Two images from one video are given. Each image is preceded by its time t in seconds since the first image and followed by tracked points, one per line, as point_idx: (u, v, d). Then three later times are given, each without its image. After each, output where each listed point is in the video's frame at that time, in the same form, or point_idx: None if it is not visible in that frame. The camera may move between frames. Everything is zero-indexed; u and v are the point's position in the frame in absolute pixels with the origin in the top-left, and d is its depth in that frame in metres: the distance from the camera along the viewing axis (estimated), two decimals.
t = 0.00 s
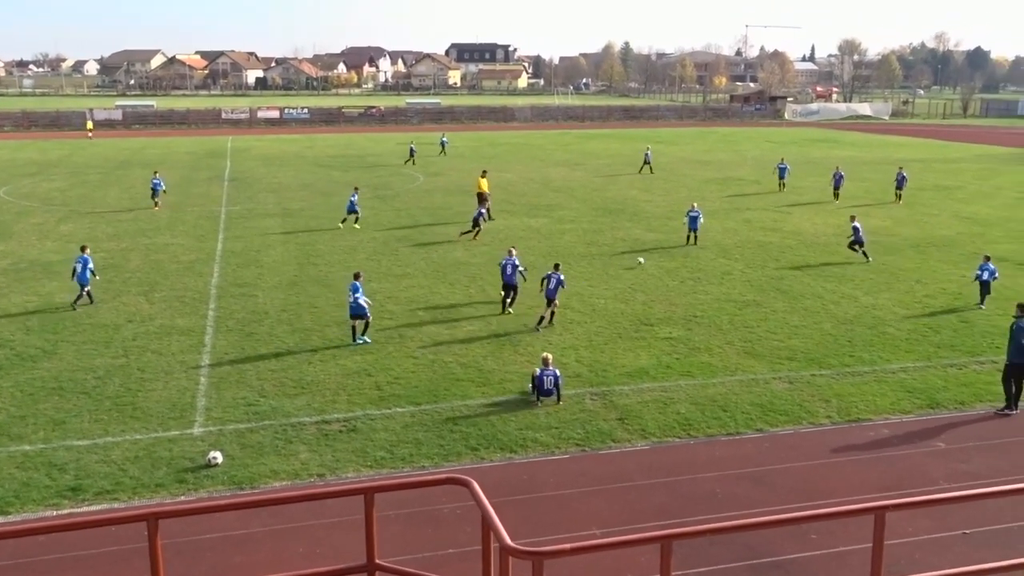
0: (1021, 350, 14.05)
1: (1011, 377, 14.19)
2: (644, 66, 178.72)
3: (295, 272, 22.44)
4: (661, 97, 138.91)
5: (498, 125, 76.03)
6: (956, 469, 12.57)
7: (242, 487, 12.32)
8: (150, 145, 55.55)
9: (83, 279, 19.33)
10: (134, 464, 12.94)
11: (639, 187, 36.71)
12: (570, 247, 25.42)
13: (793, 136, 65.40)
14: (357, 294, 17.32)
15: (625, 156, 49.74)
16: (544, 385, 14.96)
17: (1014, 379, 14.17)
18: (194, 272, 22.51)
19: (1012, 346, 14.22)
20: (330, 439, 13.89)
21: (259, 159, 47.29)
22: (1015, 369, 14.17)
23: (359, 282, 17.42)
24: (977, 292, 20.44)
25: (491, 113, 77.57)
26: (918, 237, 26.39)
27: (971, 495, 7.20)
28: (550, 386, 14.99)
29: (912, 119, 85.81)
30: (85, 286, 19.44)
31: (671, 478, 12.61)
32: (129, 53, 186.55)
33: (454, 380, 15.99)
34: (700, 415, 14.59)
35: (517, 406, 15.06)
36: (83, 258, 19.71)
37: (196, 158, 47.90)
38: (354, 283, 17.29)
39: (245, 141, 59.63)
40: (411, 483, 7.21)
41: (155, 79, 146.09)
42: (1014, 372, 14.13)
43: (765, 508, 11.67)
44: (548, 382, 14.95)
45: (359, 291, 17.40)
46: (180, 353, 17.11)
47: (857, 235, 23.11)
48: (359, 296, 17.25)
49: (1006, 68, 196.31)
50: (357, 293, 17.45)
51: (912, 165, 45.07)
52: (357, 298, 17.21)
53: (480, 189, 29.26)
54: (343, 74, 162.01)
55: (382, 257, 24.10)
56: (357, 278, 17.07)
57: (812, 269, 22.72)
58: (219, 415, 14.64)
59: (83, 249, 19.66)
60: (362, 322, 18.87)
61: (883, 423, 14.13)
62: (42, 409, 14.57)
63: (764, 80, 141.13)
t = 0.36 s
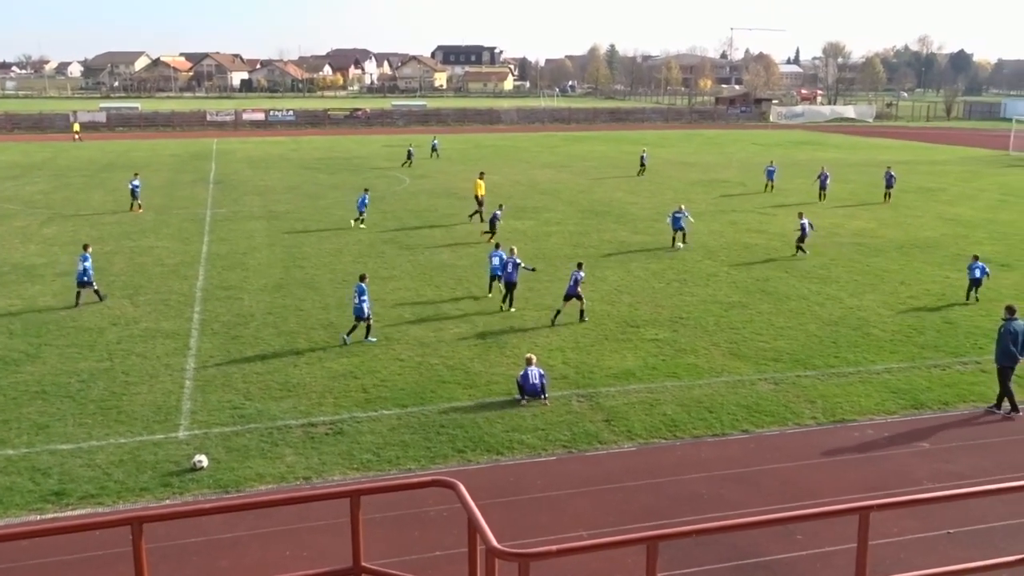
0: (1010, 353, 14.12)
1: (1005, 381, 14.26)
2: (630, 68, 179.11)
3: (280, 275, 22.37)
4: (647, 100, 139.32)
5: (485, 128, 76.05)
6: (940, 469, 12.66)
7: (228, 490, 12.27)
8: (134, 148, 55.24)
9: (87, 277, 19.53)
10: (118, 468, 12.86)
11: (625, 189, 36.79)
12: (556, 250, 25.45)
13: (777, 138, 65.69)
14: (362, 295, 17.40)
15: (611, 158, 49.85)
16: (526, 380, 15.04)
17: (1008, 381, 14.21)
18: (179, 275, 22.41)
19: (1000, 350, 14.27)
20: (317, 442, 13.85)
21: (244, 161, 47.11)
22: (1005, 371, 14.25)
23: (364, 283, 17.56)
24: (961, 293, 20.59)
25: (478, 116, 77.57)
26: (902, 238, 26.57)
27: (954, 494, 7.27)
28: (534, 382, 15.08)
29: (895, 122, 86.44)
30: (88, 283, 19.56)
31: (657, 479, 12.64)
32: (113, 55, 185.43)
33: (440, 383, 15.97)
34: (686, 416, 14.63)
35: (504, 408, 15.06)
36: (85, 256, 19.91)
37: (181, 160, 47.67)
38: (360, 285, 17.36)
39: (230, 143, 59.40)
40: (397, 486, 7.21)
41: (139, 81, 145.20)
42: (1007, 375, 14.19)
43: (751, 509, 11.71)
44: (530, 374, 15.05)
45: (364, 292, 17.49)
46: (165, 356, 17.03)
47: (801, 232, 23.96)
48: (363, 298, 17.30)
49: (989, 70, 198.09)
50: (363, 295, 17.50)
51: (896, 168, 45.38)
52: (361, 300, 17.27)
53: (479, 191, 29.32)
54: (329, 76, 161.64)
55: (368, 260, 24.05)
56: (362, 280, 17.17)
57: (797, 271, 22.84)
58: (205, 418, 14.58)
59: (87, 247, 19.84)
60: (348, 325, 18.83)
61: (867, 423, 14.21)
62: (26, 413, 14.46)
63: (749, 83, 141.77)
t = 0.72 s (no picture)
0: (1003, 354, 14.19)
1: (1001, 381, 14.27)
2: (618, 69, 179.39)
3: (268, 277, 22.32)
4: (635, 101, 139.65)
5: (473, 129, 76.05)
6: (927, 468, 12.72)
7: (216, 494, 12.23)
8: (121, 150, 55.01)
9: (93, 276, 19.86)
10: (105, 472, 12.79)
11: (614, 190, 36.86)
12: (544, 250, 25.45)
13: (765, 139, 65.92)
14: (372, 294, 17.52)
15: (599, 159, 49.90)
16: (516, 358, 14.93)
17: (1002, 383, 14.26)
18: (167, 277, 22.32)
19: (994, 352, 14.34)
20: (305, 445, 13.81)
21: (232, 163, 46.96)
22: (1000, 373, 14.31)
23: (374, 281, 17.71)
24: (947, 293, 20.68)
25: (466, 117, 77.56)
26: (889, 238, 26.69)
27: (941, 494, 7.31)
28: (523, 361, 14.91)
29: (881, 123, 86.90)
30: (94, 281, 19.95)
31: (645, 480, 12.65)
32: (99, 57, 184.58)
33: (429, 385, 15.95)
34: (674, 417, 14.64)
35: (493, 409, 15.05)
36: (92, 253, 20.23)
37: (168, 162, 47.50)
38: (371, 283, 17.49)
39: (217, 145, 59.26)
40: (386, 488, 7.21)
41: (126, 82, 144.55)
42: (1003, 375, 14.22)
43: (739, 509, 11.73)
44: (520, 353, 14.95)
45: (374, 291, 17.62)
46: (152, 359, 16.96)
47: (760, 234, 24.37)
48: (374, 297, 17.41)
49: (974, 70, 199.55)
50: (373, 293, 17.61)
51: (882, 168, 45.59)
52: (372, 298, 17.40)
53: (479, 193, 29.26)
54: (317, 78, 161.37)
55: (357, 262, 24.01)
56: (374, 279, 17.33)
57: (785, 271, 22.91)
58: (192, 422, 14.52)
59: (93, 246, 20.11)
60: (336, 327, 18.79)
61: (855, 423, 14.25)
62: (12, 417, 14.37)
63: (737, 84, 142.21)
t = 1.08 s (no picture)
0: (986, 353, 14.30)
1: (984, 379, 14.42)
2: (601, 71, 179.79)
3: (250, 281, 22.24)
4: (618, 103, 139.76)
5: (455, 131, 76.04)
6: (908, 467, 12.77)
7: (197, 499, 12.15)
8: (101, 154, 54.68)
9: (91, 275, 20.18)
10: (86, 478, 12.69)
11: (596, 192, 36.88)
12: (527, 253, 25.47)
13: (746, 140, 66.17)
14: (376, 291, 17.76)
15: (581, 161, 49.96)
16: (506, 336, 15.15)
17: (986, 380, 14.46)
18: (147, 282, 22.20)
19: (980, 349, 14.45)
20: (287, 449, 13.75)
21: (212, 167, 46.76)
22: (985, 371, 14.43)
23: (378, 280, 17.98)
24: (927, 294, 20.71)
25: (448, 120, 77.55)
26: (869, 238, 26.84)
27: (921, 492, 7.35)
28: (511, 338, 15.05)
29: (861, 124, 87.41)
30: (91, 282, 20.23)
31: (628, 481, 12.64)
32: (79, 61, 183.59)
33: (411, 388, 15.91)
34: (657, 418, 14.66)
35: (475, 412, 15.03)
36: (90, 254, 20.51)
37: (148, 166, 47.24)
38: (376, 281, 17.74)
39: (197, 149, 58.96)
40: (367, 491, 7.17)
41: (106, 86, 143.71)
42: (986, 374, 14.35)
43: (722, 509, 11.74)
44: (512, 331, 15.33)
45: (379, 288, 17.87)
46: (133, 364, 16.86)
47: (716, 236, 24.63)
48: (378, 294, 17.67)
49: (956, 71, 200.90)
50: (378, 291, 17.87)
51: (862, 169, 45.84)
52: (377, 296, 17.65)
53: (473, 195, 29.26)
54: (299, 81, 160.92)
55: (338, 265, 23.96)
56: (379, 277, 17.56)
57: (767, 271, 23.00)
58: (174, 427, 14.43)
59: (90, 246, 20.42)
60: (319, 331, 18.74)
61: (837, 422, 14.30)
62: None
63: (720, 85, 142.85)
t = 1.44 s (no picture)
0: (961, 350, 14.52)
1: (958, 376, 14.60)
2: (574, 73, 180.18)
3: (221, 285, 22.08)
4: (590, 105, 140.09)
5: (428, 134, 75.89)
6: (878, 464, 12.89)
7: (168, 506, 12.03)
8: (68, 158, 53.96)
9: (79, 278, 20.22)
10: (54, 486, 12.52)
11: (568, 193, 36.95)
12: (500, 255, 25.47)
13: (717, 142, 66.56)
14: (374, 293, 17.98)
15: (553, 163, 50.02)
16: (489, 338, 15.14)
17: (959, 377, 14.65)
18: (116, 287, 21.96)
19: (955, 346, 14.67)
20: (259, 454, 13.65)
21: (182, 170, 46.29)
22: (960, 368, 14.61)
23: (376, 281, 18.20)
24: (896, 293, 20.90)
25: (420, 122, 77.39)
26: (839, 238, 27.08)
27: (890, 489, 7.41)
28: (498, 330, 15.57)
29: (830, 125, 88.23)
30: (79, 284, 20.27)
31: (601, 483, 12.65)
32: (46, 64, 181.14)
33: (385, 392, 15.84)
34: (630, 418, 14.70)
35: (449, 415, 15.00)
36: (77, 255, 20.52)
37: (116, 170, 46.69)
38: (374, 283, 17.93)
39: (167, 152, 58.38)
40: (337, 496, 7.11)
41: (74, 89, 141.83)
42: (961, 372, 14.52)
43: (694, 509, 11.79)
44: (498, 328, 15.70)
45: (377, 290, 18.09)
46: (102, 370, 16.66)
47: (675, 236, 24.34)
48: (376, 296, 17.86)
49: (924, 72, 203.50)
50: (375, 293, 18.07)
51: (831, 169, 46.26)
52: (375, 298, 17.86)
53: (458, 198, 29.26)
54: (272, 84, 159.79)
55: (310, 269, 23.83)
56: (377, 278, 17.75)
57: (738, 272, 23.16)
58: (144, 433, 14.28)
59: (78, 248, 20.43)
60: (292, 335, 18.62)
61: (808, 421, 14.41)
62: None
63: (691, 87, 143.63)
